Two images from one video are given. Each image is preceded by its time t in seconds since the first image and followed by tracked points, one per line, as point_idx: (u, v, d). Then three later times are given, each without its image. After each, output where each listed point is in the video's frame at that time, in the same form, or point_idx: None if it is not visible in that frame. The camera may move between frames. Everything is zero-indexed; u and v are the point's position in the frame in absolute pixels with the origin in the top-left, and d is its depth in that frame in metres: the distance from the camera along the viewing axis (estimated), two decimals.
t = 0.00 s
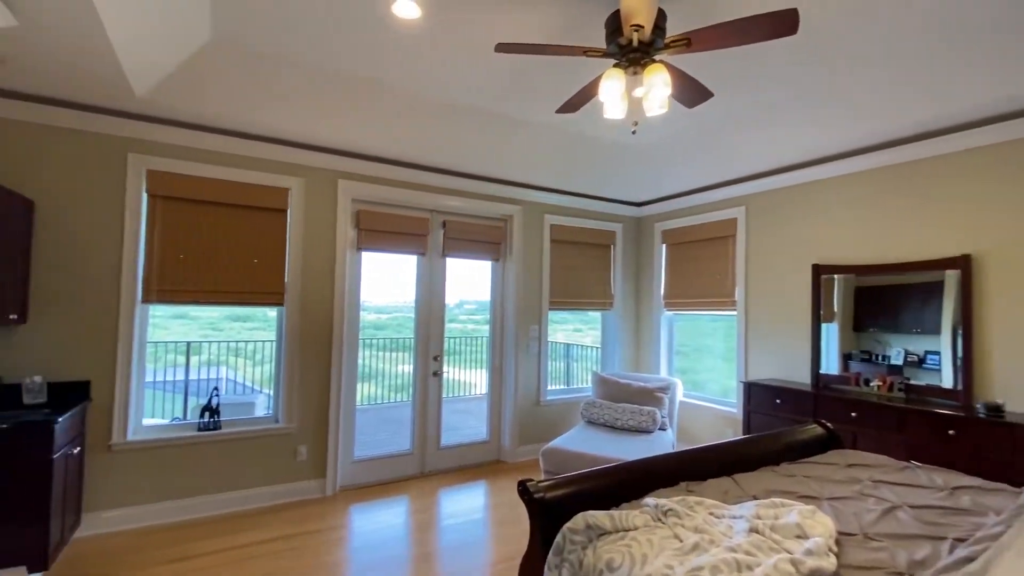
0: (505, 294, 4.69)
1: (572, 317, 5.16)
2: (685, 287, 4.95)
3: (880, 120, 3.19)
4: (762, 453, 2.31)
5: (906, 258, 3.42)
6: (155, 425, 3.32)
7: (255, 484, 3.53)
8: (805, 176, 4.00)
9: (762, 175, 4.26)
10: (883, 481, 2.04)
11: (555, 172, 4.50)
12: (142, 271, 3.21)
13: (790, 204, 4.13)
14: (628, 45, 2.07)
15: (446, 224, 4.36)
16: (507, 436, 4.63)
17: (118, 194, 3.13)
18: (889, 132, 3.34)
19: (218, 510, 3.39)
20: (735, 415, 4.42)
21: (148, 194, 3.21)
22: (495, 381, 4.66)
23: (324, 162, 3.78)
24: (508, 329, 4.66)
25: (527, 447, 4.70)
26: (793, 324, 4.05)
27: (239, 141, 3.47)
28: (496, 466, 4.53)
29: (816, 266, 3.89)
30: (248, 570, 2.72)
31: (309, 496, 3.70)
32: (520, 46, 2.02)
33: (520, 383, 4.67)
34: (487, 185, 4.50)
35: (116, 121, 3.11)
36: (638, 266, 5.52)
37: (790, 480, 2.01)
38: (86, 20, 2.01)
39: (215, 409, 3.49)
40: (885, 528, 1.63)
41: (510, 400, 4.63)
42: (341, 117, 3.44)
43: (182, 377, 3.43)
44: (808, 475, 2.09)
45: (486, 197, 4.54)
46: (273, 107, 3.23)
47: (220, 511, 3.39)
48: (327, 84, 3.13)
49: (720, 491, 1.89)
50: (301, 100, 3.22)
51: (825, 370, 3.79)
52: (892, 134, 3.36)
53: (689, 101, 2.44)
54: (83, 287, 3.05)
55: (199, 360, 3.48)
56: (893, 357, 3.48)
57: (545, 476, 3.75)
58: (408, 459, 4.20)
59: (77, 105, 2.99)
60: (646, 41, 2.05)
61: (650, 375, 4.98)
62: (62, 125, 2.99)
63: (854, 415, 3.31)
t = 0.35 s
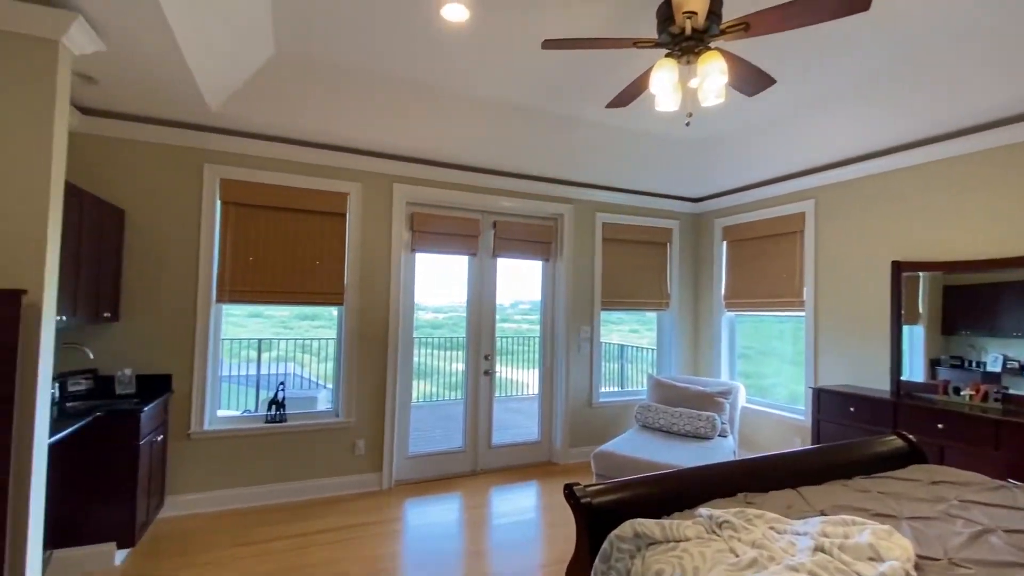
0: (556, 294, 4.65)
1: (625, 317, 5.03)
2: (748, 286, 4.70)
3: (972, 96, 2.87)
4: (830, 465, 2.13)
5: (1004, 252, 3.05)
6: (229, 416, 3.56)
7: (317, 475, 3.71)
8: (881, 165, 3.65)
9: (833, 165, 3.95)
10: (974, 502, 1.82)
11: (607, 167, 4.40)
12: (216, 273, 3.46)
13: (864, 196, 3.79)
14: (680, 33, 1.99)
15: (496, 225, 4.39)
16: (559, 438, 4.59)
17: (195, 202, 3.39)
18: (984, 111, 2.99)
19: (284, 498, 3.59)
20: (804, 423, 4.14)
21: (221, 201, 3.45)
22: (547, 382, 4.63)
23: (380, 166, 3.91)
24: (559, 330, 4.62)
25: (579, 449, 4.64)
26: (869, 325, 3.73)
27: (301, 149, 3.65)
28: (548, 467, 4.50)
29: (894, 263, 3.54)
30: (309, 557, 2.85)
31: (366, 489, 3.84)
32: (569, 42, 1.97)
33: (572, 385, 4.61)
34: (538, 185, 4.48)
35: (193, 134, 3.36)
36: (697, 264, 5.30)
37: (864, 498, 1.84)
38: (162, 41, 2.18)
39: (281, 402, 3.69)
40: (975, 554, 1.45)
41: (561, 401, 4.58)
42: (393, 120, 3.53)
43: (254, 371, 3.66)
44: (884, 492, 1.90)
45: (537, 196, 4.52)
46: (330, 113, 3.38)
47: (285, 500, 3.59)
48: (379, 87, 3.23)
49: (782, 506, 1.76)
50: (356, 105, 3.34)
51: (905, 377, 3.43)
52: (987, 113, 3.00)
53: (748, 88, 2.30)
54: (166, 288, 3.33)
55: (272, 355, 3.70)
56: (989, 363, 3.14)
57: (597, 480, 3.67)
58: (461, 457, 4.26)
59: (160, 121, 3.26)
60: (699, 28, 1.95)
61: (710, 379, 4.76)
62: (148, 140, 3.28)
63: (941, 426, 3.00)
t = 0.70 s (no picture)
0: (601, 294, 4.59)
1: (676, 318, 4.88)
2: (807, 286, 4.43)
3: None
4: (895, 479, 1.97)
5: None
6: (287, 411, 3.76)
7: (368, 470, 3.85)
8: (959, 153, 3.34)
9: (904, 155, 3.66)
10: None
11: (654, 164, 4.29)
12: (275, 276, 3.66)
13: (940, 188, 3.48)
14: (726, 23, 1.91)
15: (540, 225, 4.39)
16: (605, 441, 4.52)
17: (255, 210, 3.61)
18: None
19: (337, 491, 3.75)
20: (871, 433, 3.86)
21: (279, 208, 3.66)
22: (593, 383, 4.57)
23: (426, 171, 4.00)
24: (604, 331, 4.55)
25: (626, 453, 4.55)
26: (947, 329, 3.42)
27: (351, 156, 3.80)
28: (594, 470, 4.44)
29: (977, 260, 3.22)
30: (358, 548, 2.97)
31: (414, 485, 3.95)
32: (608, 39, 1.93)
33: (618, 387, 4.53)
34: (583, 185, 4.43)
35: (254, 146, 3.57)
36: (752, 263, 5.06)
37: (932, 517, 1.69)
38: (223, 59, 2.34)
39: (334, 399, 3.86)
40: None
41: (607, 403, 4.51)
42: (437, 126, 3.61)
43: (312, 368, 3.85)
44: (957, 511, 1.74)
45: (582, 196, 4.47)
46: (377, 121, 3.49)
47: (337, 493, 3.75)
48: (424, 93, 3.31)
49: (838, 522, 1.65)
50: (402, 112, 3.44)
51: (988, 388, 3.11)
52: None
53: (802, 78, 2.18)
54: (231, 290, 3.56)
55: (332, 353, 3.89)
56: None
57: (643, 485, 3.59)
58: (506, 456, 4.29)
59: (225, 134, 3.49)
60: (747, 18, 1.86)
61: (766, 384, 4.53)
62: (214, 152, 3.52)
63: None
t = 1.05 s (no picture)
0: (643, 294, 4.50)
1: (723, 319, 4.71)
2: (867, 285, 4.17)
3: None
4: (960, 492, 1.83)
5: None
6: (335, 406, 3.92)
7: (411, 466, 3.95)
8: None
9: (976, 143, 3.37)
10: None
11: (698, 160, 4.16)
12: (324, 276, 3.83)
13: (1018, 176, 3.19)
14: (770, 10, 1.83)
15: (580, 224, 4.35)
16: (648, 444, 4.43)
17: (305, 213, 3.78)
18: None
19: (381, 485, 3.87)
20: (939, 442, 3.58)
21: (327, 211, 3.82)
22: (635, 385, 4.49)
23: (466, 172, 4.06)
24: (647, 332, 4.46)
25: (669, 457, 4.44)
26: None
27: (395, 160, 3.91)
28: (637, 473, 4.36)
29: None
30: (400, 541, 3.05)
31: (456, 482, 4.01)
32: (645, 33, 1.89)
33: (661, 389, 4.42)
34: (624, 182, 4.36)
35: (304, 153, 3.75)
36: (806, 261, 4.81)
37: (1002, 534, 1.55)
38: (273, 72, 2.48)
39: (379, 395, 3.98)
40: None
41: (650, 405, 4.41)
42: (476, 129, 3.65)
43: (360, 366, 4.00)
44: None
45: (623, 194, 4.40)
46: (418, 126, 3.58)
47: (382, 486, 3.87)
48: (462, 96, 3.37)
49: (892, 535, 1.55)
50: (441, 116, 3.51)
51: None
52: None
53: (856, 63, 2.06)
54: (283, 291, 3.75)
55: (379, 351, 4.03)
56: None
57: (686, 490, 3.50)
58: (546, 456, 4.29)
59: (278, 142, 3.68)
60: (792, 3, 1.79)
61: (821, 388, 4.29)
62: (268, 160, 3.72)
63: None
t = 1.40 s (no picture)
0: (685, 293, 4.40)
1: (771, 319, 4.54)
2: (929, 283, 3.91)
3: None
4: None
5: None
6: (377, 403, 4.04)
7: (451, 463, 4.01)
8: None
9: None
10: None
11: (742, 155, 4.03)
12: (366, 277, 3.95)
13: None
14: None
15: (619, 223, 4.30)
16: (690, 447, 4.32)
17: (349, 216, 3.92)
18: None
19: (421, 480, 3.96)
20: (1012, 453, 3.32)
21: (369, 214, 3.94)
22: (677, 386, 4.39)
23: (504, 173, 4.08)
24: (689, 332, 4.35)
25: (713, 461, 4.31)
26: None
27: (434, 163, 3.99)
28: (679, 477, 4.26)
29: None
30: (439, 536, 3.11)
31: (494, 480, 4.05)
32: (681, 27, 1.84)
33: (704, 391, 4.30)
34: (665, 180, 4.27)
35: (347, 158, 3.88)
36: (861, 259, 4.56)
37: None
38: (318, 81, 2.58)
39: (420, 392, 4.07)
40: None
41: (692, 408, 4.30)
42: (512, 130, 3.67)
43: (401, 364, 4.10)
44: None
45: (663, 191, 4.31)
46: (455, 129, 3.63)
47: (422, 482, 3.95)
48: (499, 98, 3.40)
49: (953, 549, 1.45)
50: (478, 118, 3.55)
51: None
52: None
53: (913, 47, 1.94)
54: (328, 291, 3.90)
55: (420, 350, 4.12)
56: None
57: (730, 495, 3.39)
58: (586, 457, 4.26)
59: (323, 148, 3.83)
60: None
61: (878, 393, 4.06)
62: (314, 166, 3.87)
63: None
